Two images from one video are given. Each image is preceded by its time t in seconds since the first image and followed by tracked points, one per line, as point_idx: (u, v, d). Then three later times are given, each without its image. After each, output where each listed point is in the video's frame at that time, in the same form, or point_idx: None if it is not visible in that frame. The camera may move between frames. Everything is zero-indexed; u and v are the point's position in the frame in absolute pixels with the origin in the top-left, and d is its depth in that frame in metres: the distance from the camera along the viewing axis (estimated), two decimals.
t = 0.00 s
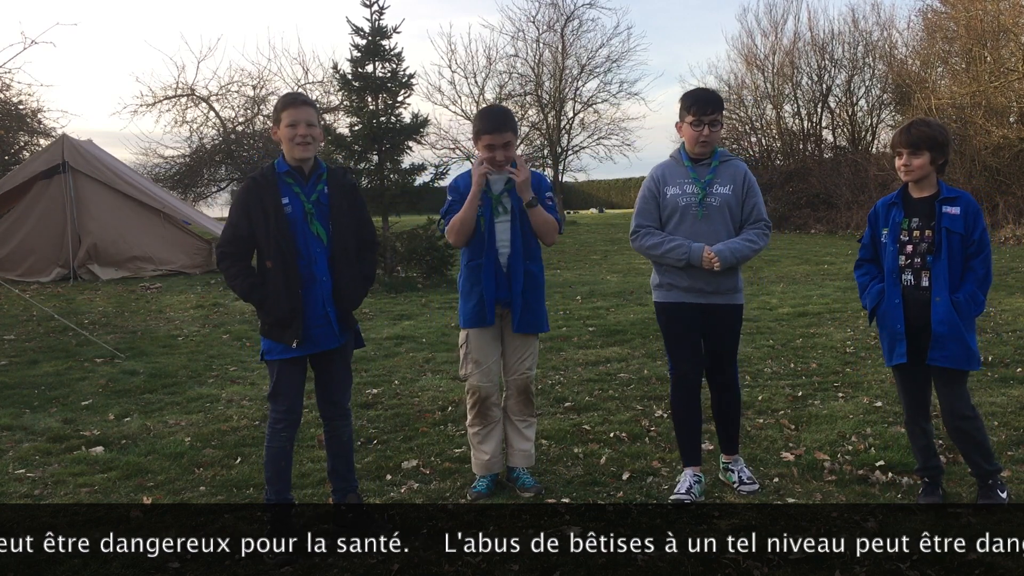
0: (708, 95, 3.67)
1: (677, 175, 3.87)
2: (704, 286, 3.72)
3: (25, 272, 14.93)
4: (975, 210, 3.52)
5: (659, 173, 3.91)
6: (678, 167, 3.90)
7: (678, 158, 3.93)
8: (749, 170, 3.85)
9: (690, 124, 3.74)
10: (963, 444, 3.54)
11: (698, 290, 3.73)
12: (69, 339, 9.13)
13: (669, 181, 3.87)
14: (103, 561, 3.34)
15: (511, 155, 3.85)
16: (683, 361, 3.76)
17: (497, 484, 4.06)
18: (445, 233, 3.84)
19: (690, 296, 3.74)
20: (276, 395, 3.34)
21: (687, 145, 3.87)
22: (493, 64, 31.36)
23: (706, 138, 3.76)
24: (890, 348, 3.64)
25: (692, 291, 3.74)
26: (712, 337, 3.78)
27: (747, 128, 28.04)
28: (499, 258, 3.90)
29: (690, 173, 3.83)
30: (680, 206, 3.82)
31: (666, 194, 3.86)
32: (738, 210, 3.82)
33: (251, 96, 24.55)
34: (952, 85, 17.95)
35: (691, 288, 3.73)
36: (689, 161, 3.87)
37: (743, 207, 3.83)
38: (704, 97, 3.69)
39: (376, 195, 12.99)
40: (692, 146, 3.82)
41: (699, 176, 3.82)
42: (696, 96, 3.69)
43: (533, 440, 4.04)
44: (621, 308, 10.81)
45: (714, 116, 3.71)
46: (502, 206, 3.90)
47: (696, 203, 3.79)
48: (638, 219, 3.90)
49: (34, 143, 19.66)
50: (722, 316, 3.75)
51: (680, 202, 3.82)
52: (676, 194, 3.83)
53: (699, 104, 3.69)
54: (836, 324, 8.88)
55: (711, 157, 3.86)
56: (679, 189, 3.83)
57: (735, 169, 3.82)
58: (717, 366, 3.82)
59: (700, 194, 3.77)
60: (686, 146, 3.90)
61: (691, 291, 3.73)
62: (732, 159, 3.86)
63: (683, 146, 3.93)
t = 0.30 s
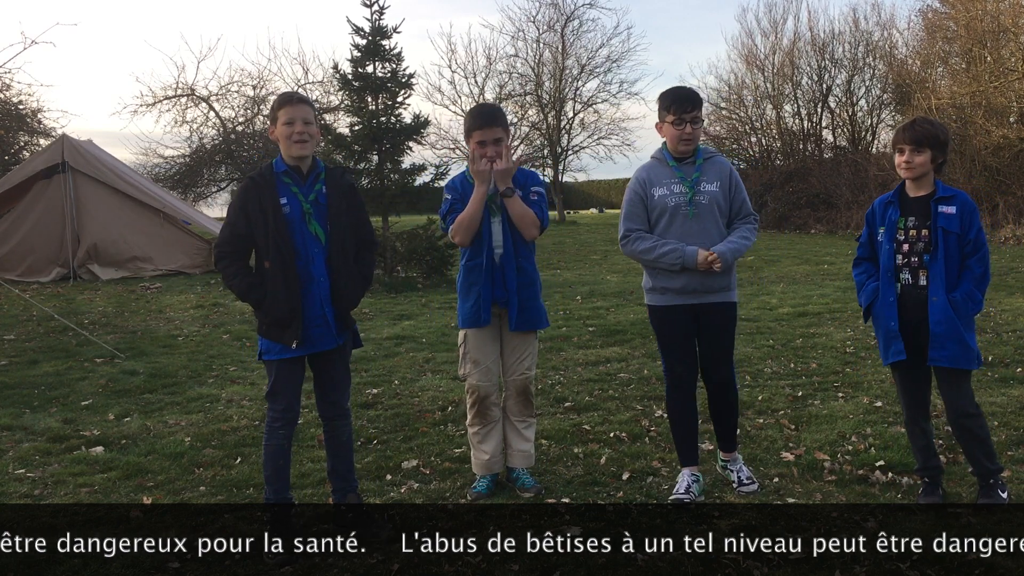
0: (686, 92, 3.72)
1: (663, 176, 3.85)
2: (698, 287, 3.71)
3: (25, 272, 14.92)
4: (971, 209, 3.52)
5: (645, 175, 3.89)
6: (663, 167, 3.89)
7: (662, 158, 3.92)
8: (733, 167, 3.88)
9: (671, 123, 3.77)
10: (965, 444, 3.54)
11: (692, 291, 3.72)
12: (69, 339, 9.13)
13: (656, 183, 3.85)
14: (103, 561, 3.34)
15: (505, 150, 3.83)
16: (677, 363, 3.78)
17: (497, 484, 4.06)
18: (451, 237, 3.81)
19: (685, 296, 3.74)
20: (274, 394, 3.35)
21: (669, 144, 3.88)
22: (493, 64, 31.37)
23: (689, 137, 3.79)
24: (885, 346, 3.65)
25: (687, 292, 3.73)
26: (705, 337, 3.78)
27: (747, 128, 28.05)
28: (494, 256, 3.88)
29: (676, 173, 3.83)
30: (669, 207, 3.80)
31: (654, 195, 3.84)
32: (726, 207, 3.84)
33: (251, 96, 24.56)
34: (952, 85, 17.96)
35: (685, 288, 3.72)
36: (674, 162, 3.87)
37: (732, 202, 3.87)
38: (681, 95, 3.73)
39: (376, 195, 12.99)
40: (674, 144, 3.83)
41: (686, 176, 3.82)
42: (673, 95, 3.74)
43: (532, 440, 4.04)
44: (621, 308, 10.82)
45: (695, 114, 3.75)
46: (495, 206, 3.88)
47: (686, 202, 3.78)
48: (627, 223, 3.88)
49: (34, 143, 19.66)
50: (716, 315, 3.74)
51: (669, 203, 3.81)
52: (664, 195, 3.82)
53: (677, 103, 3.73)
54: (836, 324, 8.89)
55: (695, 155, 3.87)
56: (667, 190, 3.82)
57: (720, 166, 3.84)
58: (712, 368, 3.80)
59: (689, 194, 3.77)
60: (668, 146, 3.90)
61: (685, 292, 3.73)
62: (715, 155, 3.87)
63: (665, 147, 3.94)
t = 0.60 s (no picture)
0: (669, 91, 3.73)
1: (655, 176, 3.85)
2: (694, 287, 3.70)
3: (24, 272, 14.94)
4: (969, 209, 3.52)
5: (636, 174, 3.87)
6: (654, 167, 3.88)
7: (653, 158, 3.92)
8: (725, 164, 3.88)
9: (657, 121, 3.78)
10: (964, 444, 3.54)
11: (688, 291, 3.72)
12: (69, 339, 9.13)
13: (649, 183, 3.84)
14: (103, 561, 3.34)
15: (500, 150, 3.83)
16: (674, 365, 3.79)
17: (497, 484, 4.06)
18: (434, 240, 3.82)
19: (680, 296, 3.73)
20: (272, 395, 3.35)
21: (656, 143, 3.88)
22: (493, 64, 31.36)
23: (675, 133, 3.78)
24: (879, 348, 3.65)
25: (683, 293, 3.73)
26: (702, 337, 3.77)
27: (747, 128, 28.06)
28: (490, 255, 3.87)
29: (667, 172, 3.82)
30: (662, 206, 3.80)
31: (647, 195, 3.83)
32: (719, 204, 3.85)
33: (251, 96, 24.57)
34: (952, 85, 17.96)
35: (682, 289, 3.72)
36: (665, 161, 3.87)
37: (725, 200, 3.87)
38: (665, 94, 3.74)
39: (376, 195, 13.00)
40: (662, 143, 3.83)
41: (678, 175, 3.82)
42: (657, 93, 3.74)
43: (532, 441, 4.04)
44: (621, 308, 10.82)
45: (679, 111, 3.75)
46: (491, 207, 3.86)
47: (679, 201, 3.78)
48: (620, 223, 3.86)
49: (34, 143, 19.65)
50: (712, 314, 3.73)
51: (662, 202, 3.80)
52: (657, 195, 3.81)
53: (662, 101, 3.74)
54: (836, 324, 8.89)
55: (685, 154, 3.87)
56: (660, 189, 3.81)
57: (712, 164, 3.83)
58: (711, 368, 3.79)
59: (682, 192, 3.77)
60: (657, 146, 3.90)
61: (681, 293, 3.73)
62: (706, 153, 3.86)
63: (654, 146, 3.94)
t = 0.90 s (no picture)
0: (660, 90, 3.76)
1: (646, 177, 3.86)
2: (690, 287, 3.71)
3: (24, 272, 14.96)
4: (971, 208, 3.53)
5: (629, 176, 3.89)
6: (647, 168, 3.89)
7: (645, 159, 3.92)
8: (717, 164, 3.87)
9: (647, 120, 3.80)
10: (963, 444, 3.54)
11: (686, 292, 3.72)
12: (69, 339, 9.13)
13: (640, 184, 3.86)
14: (103, 561, 3.34)
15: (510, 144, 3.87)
16: (673, 366, 3.80)
17: (497, 484, 4.06)
18: (439, 225, 3.82)
19: (678, 296, 3.73)
20: (273, 395, 3.35)
21: (649, 143, 3.89)
22: (493, 64, 31.35)
23: (665, 131, 3.79)
24: (882, 349, 3.65)
25: (678, 292, 3.73)
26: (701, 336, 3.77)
27: (747, 128, 28.06)
28: (491, 255, 3.88)
29: (659, 173, 3.83)
30: (655, 207, 3.81)
31: (640, 197, 3.84)
32: (713, 203, 3.84)
33: (251, 96, 24.59)
34: (952, 85, 17.97)
35: (678, 290, 3.73)
36: (657, 161, 3.87)
37: (717, 199, 3.86)
38: (655, 94, 3.77)
39: (376, 195, 13.00)
40: (654, 142, 3.84)
41: (669, 175, 3.82)
42: (646, 94, 3.78)
43: (531, 440, 4.04)
44: (621, 309, 10.82)
45: (670, 110, 3.76)
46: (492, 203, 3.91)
47: (671, 201, 3.79)
48: (615, 226, 3.88)
49: (34, 143, 19.64)
50: (712, 312, 3.71)
51: (655, 203, 3.81)
52: (649, 196, 3.82)
53: (652, 100, 3.76)
54: (835, 324, 8.89)
55: (677, 154, 3.87)
56: (652, 190, 3.82)
57: (704, 164, 3.84)
58: (711, 368, 3.76)
59: (674, 192, 3.77)
60: (649, 146, 3.91)
61: (675, 293, 3.73)
62: (699, 153, 3.86)
63: (647, 147, 3.95)
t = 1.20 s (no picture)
0: (656, 92, 3.76)
1: (642, 178, 3.87)
2: (689, 286, 3.71)
3: (24, 272, 14.96)
4: (971, 209, 3.53)
5: (625, 178, 3.92)
6: (642, 169, 3.90)
7: (640, 160, 3.93)
8: (712, 160, 3.86)
9: (639, 122, 3.81)
10: (963, 444, 3.54)
11: (686, 291, 3.72)
12: (69, 339, 9.13)
13: (636, 185, 3.88)
14: (103, 560, 3.35)
15: (519, 144, 3.90)
16: (673, 366, 3.80)
17: (497, 484, 4.07)
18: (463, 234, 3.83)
19: (677, 296, 3.73)
20: (276, 396, 3.35)
21: (643, 145, 3.90)
22: (493, 64, 31.36)
23: (657, 133, 3.80)
24: (884, 349, 3.65)
25: (675, 291, 3.73)
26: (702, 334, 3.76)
27: (747, 128, 28.07)
28: (500, 256, 3.89)
29: (654, 173, 3.84)
30: (651, 207, 3.82)
31: (635, 198, 3.86)
32: (710, 201, 3.82)
33: (251, 96, 24.60)
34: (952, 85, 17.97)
35: (678, 288, 3.73)
36: (651, 162, 3.88)
37: (714, 196, 3.83)
38: (648, 96, 3.77)
39: (376, 195, 13.00)
40: (646, 143, 3.84)
41: (664, 175, 3.82)
42: (638, 96, 3.78)
43: (533, 440, 4.05)
44: (621, 309, 10.82)
45: (664, 111, 3.77)
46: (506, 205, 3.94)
47: (666, 201, 3.79)
48: (613, 227, 3.90)
49: (34, 143, 19.64)
50: (713, 311, 3.70)
51: (650, 203, 3.82)
52: (644, 196, 3.83)
53: (644, 102, 3.77)
54: (836, 324, 8.89)
55: (671, 154, 3.87)
56: (647, 191, 3.84)
57: (699, 161, 3.83)
58: (711, 368, 3.73)
59: (668, 191, 3.78)
60: (644, 147, 3.92)
61: (674, 292, 3.73)
62: (693, 152, 3.86)
63: (641, 148, 3.96)
